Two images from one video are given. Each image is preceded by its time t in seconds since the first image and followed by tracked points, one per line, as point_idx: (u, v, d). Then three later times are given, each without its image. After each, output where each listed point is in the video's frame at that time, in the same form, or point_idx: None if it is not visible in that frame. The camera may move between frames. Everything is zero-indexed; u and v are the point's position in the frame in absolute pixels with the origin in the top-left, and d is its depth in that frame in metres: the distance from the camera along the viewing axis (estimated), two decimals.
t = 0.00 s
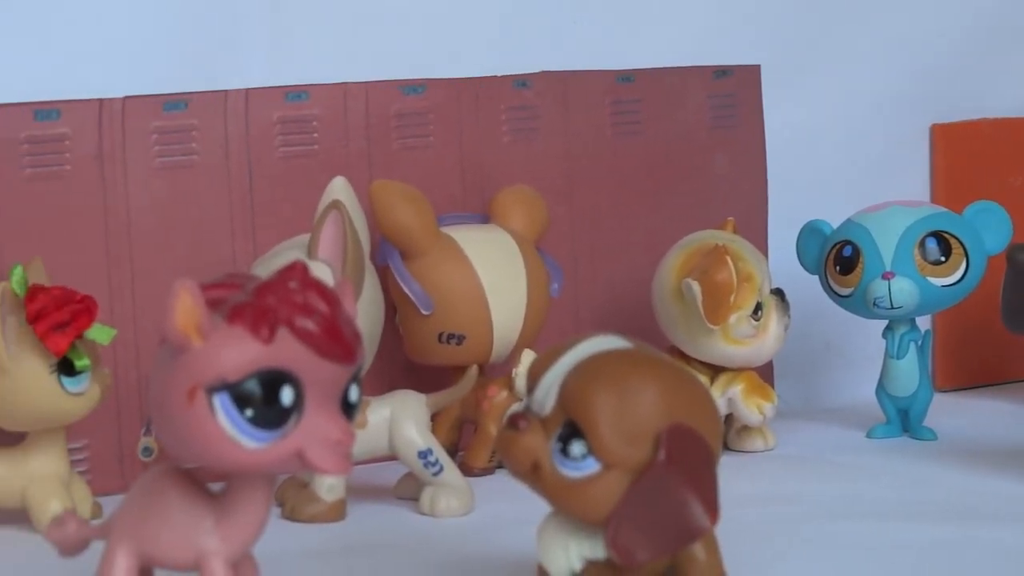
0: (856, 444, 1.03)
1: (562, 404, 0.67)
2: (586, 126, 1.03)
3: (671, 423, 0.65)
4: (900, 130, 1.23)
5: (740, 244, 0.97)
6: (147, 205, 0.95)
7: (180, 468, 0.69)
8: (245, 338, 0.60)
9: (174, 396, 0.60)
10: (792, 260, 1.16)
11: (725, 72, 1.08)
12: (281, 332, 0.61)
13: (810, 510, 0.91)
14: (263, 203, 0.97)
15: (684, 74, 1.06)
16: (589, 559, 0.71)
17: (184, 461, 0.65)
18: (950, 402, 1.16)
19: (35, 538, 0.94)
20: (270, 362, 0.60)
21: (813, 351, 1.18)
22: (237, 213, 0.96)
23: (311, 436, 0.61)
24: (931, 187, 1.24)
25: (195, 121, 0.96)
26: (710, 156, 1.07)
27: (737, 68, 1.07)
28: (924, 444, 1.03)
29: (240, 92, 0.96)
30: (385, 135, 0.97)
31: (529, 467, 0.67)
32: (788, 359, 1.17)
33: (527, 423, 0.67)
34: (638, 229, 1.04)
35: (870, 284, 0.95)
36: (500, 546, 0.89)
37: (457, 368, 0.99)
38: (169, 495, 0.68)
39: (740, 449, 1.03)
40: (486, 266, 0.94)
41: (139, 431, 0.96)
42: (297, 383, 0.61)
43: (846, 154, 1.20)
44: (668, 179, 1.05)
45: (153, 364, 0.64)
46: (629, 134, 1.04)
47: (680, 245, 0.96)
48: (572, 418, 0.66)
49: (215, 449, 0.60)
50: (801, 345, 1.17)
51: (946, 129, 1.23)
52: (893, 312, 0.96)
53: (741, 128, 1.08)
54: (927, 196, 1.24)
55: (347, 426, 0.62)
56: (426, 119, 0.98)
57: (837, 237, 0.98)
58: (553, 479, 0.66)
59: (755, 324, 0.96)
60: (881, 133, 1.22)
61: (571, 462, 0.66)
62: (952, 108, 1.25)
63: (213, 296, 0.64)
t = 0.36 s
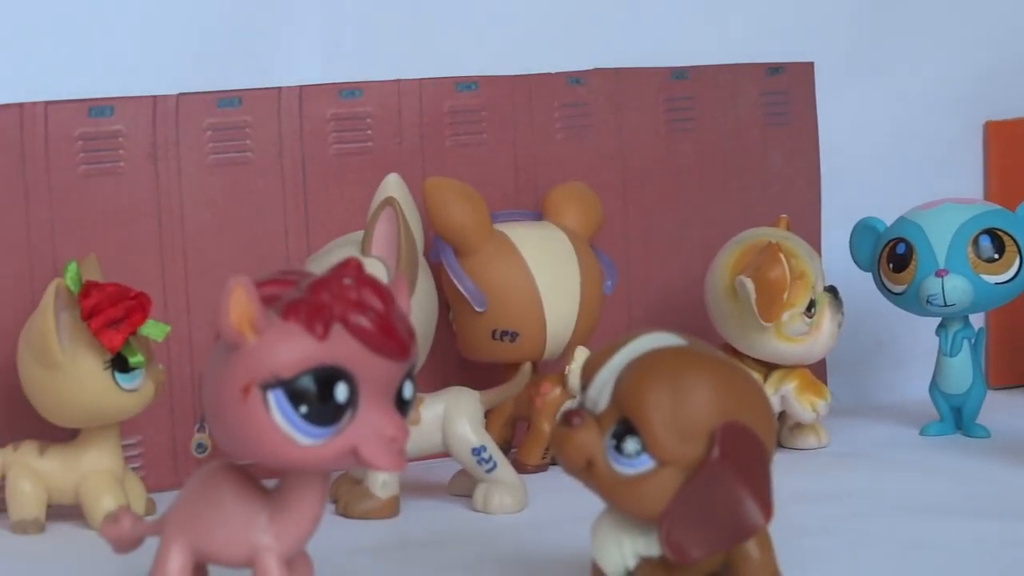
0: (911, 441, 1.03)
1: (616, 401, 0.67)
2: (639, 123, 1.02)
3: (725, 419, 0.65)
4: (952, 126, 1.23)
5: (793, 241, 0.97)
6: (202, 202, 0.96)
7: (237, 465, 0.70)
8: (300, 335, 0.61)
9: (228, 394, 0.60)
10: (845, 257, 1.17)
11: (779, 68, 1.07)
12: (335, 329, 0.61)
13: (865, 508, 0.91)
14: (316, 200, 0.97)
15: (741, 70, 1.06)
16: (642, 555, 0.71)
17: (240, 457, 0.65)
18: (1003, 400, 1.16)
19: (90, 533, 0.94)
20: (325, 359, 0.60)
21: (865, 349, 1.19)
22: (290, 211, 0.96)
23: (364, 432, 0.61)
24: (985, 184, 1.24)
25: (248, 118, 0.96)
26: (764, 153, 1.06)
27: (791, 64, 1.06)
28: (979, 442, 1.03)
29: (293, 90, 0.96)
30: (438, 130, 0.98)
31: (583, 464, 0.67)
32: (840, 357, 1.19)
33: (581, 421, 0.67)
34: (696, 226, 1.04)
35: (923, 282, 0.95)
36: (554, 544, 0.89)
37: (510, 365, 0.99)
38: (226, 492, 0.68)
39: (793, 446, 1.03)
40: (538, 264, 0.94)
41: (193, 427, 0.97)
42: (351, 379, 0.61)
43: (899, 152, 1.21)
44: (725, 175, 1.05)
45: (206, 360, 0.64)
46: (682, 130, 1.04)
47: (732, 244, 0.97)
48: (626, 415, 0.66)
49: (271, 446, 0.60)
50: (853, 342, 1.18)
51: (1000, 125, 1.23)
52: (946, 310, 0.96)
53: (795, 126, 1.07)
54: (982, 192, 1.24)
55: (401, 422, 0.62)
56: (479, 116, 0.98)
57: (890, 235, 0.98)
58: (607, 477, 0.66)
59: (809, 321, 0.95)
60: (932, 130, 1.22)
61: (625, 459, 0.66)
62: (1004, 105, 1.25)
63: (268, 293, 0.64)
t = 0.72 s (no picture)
0: (973, 438, 1.03)
1: (679, 396, 0.64)
2: (698, 121, 1.03)
3: (791, 416, 0.62)
4: (1007, 125, 1.26)
5: (854, 237, 0.97)
6: (262, 198, 0.96)
7: (297, 460, 0.69)
8: (364, 331, 0.60)
9: (292, 388, 0.60)
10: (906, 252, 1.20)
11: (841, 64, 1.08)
12: (399, 324, 0.61)
13: (929, 503, 0.91)
14: (379, 197, 0.97)
15: (804, 66, 1.07)
16: (704, 552, 0.68)
17: (302, 453, 0.65)
18: None
19: (152, 526, 0.94)
20: (388, 355, 0.60)
21: (926, 346, 1.21)
22: (352, 208, 0.97)
23: (429, 427, 0.61)
24: None
25: (311, 115, 0.96)
26: (826, 149, 1.07)
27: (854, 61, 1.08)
28: None
29: (355, 85, 0.96)
30: (500, 126, 0.98)
31: (645, 460, 0.64)
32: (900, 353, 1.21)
33: (644, 417, 0.65)
34: (757, 222, 1.05)
35: (984, 279, 0.95)
36: (618, 539, 0.88)
37: (571, 361, 0.99)
38: (287, 485, 0.68)
39: (855, 443, 1.04)
40: (600, 260, 0.94)
41: (255, 422, 0.97)
42: (414, 375, 0.61)
43: (957, 149, 1.24)
44: (787, 172, 1.06)
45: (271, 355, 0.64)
46: (744, 127, 1.05)
47: (794, 240, 0.97)
48: (689, 411, 0.64)
49: (333, 439, 0.60)
50: (912, 340, 1.21)
51: None
52: (1008, 308, 0.96)
53: (857, 122, 1.08)
54: None
55: (465, 419, 0.62)
56: (541, 113, 0.99)
57: (952, 232, 0.99)
58: (670, 474, 0.64)
59: (870, 318, 0.96)
60: (988, 128, 1.25)
61: (688, 455, 0.63)
62: None
63: (333, 289, 0.64)
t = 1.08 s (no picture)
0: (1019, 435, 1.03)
1: (725, 393, 0.64)
2: (741, 118, 1.04)
3: (837, 413, 0.62)
4: None
5: (899, 234, 0.97)
6: (307, 192, 0.97)
7: (340, 456, 0.69)
8: (409, 326, 0.60)
9: (338, 384, 0.60)
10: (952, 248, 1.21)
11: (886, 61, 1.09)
12: (445, 320, 0.61)
13: (975, 499, 0.90)
14: (424, 192, 0.98)
15: (850, 63, 1.07)
16: (750, 549, 0.67)
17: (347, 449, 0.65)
18: None
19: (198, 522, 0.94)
20: (434, 351, 0.60)
21: (972, 344, 1.22)
22: (398, 203, 0.98)
23: (474, 424, 0.61)
24: None
25: (357, 110, 0.97)
26: (870, 145, 1.08)
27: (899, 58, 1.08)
28: None
29: (402, 82, 0.97)
30: (546, 122, 0.99)
31: (691, 457, 0.64)
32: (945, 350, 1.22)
33: (690, 413, 0.64)
34: (801, 219, 1.05)
35: None
36: (664, 534, 0.88)
37: (616, 357, 0.99)
38: (333, 481, 0.67)
39: (900, 440, 1.04)
40: (645, 256, 0.94)
41: (300, 418, 0.97)
42: (459, 371, 0.60)
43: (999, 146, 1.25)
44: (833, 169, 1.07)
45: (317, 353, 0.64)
46: (791, 123, 1.05)
47: (839, 236, 0.97)
48: (735, 407, 0.63)
49: (378, 435, 0.60)
50: (957, 337, 1.22)
51: None
52: None
53: (902, 118, 1.09)
54: None
55: (511, 415, 0.62)
56: (586, 109, 1.00)
57: (997, 229, 0.99)
58: (715, 470, 0.63)
59: (915, 315, 0.96)
60: None
61: (734, 452, 0.63)
62: None
63: (379, 285, 0.64)
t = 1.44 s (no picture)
0: None
1: (776, 391, 0.64)
2: (788, 117, 1.04)
3: (886, 411, 0.61)
4: None
5: (947, 232, 0.96)
6: (357, 189, 0.97)
7: (393, 454, 0.69)
8: (460, 324, 0.60)
9: (389, 381, 0.60)
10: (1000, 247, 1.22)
11: (934, 58, 1.08)
12: (496, 318, 0.61)
13: None
14: (472, 190, 0.98)
15: (898, 62, 1.08)
16: (800, 548, 0.67)
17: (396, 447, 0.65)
18: None
19: (248, 518, 0.94)
20: (485, 348, 0.60)
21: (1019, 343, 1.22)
22: (447, 201, 0.98)
23: (524, 420, 0.60)
24: None
25: (406, 109, 0.97)
26: (919, 142, 1.08)
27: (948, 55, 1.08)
28: None
29: (451, 80, 0.98)
30: (595, 120, 0.99)
31: (741, 454, 0.64)
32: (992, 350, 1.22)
33: (740, 411, 0.65)
34: (849, 218, 1.06)
35: None
36: (715, 532, 0.88)
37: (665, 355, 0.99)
38: (385, 478, 0.68)
39: (949, 438, 1.04)
40: (694, 255, 0.94)
41: (349, 415, 0.97)
42: (510, 369, 0.60)
43: None
44: (881, 168, 1.07)
45: (368, 351, 0.65)
46: (840, 121, 1.05)
47: (887, 235, 0.97)
48: (785, 406, 0.63)
49: (429, 433, 0.60)
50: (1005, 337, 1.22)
51: None
52: None
53: (951, 117, 1.09)
54: None
55: (561, 412, 0.62)
56: (635, 107, 1.00)
57: None
58: (765, 468, 0.64)
59: (965, 313, 0.96)
60: None
61: (783, 450, 0.63)
62: None
63: (431, 283, 0.64)
